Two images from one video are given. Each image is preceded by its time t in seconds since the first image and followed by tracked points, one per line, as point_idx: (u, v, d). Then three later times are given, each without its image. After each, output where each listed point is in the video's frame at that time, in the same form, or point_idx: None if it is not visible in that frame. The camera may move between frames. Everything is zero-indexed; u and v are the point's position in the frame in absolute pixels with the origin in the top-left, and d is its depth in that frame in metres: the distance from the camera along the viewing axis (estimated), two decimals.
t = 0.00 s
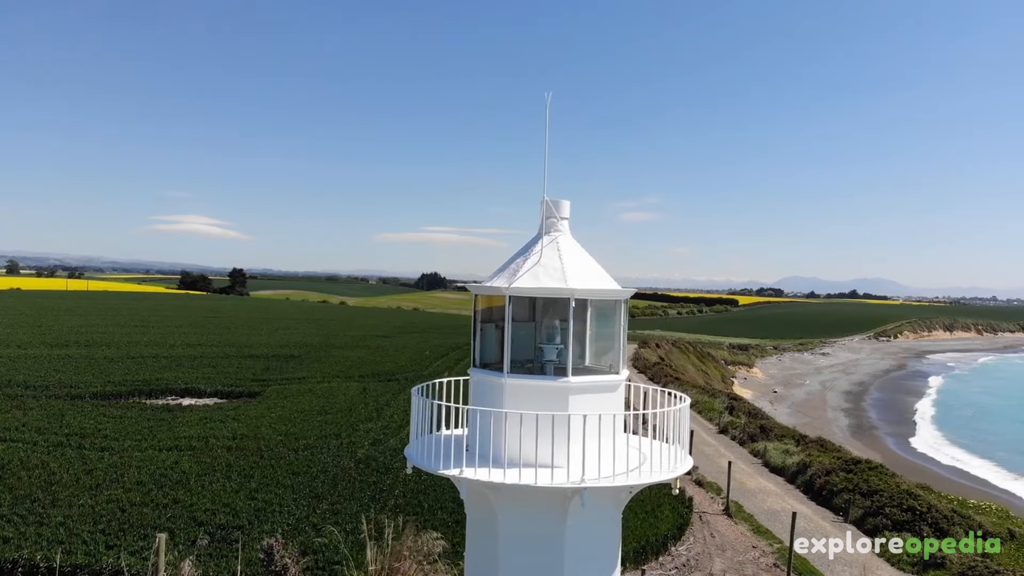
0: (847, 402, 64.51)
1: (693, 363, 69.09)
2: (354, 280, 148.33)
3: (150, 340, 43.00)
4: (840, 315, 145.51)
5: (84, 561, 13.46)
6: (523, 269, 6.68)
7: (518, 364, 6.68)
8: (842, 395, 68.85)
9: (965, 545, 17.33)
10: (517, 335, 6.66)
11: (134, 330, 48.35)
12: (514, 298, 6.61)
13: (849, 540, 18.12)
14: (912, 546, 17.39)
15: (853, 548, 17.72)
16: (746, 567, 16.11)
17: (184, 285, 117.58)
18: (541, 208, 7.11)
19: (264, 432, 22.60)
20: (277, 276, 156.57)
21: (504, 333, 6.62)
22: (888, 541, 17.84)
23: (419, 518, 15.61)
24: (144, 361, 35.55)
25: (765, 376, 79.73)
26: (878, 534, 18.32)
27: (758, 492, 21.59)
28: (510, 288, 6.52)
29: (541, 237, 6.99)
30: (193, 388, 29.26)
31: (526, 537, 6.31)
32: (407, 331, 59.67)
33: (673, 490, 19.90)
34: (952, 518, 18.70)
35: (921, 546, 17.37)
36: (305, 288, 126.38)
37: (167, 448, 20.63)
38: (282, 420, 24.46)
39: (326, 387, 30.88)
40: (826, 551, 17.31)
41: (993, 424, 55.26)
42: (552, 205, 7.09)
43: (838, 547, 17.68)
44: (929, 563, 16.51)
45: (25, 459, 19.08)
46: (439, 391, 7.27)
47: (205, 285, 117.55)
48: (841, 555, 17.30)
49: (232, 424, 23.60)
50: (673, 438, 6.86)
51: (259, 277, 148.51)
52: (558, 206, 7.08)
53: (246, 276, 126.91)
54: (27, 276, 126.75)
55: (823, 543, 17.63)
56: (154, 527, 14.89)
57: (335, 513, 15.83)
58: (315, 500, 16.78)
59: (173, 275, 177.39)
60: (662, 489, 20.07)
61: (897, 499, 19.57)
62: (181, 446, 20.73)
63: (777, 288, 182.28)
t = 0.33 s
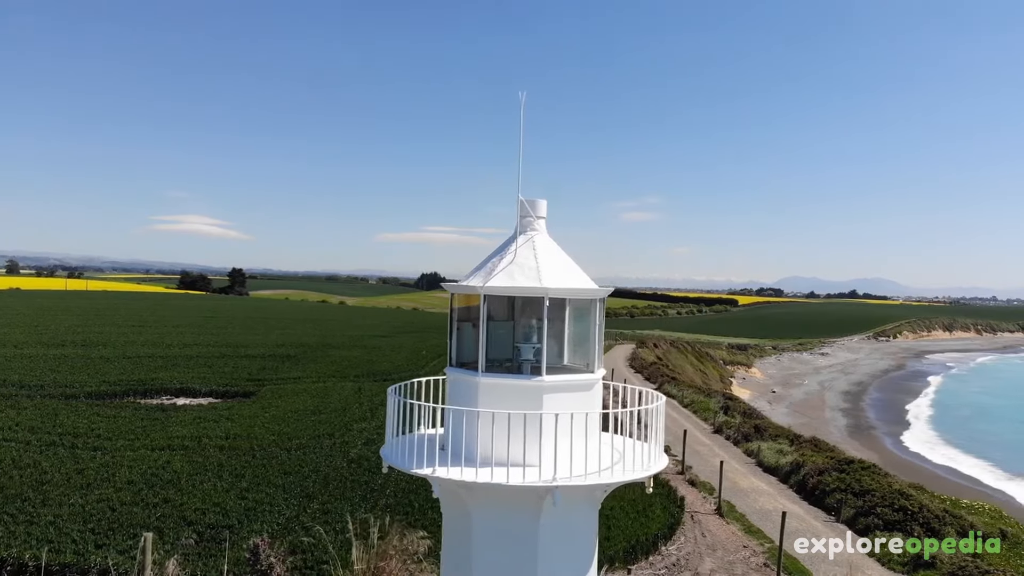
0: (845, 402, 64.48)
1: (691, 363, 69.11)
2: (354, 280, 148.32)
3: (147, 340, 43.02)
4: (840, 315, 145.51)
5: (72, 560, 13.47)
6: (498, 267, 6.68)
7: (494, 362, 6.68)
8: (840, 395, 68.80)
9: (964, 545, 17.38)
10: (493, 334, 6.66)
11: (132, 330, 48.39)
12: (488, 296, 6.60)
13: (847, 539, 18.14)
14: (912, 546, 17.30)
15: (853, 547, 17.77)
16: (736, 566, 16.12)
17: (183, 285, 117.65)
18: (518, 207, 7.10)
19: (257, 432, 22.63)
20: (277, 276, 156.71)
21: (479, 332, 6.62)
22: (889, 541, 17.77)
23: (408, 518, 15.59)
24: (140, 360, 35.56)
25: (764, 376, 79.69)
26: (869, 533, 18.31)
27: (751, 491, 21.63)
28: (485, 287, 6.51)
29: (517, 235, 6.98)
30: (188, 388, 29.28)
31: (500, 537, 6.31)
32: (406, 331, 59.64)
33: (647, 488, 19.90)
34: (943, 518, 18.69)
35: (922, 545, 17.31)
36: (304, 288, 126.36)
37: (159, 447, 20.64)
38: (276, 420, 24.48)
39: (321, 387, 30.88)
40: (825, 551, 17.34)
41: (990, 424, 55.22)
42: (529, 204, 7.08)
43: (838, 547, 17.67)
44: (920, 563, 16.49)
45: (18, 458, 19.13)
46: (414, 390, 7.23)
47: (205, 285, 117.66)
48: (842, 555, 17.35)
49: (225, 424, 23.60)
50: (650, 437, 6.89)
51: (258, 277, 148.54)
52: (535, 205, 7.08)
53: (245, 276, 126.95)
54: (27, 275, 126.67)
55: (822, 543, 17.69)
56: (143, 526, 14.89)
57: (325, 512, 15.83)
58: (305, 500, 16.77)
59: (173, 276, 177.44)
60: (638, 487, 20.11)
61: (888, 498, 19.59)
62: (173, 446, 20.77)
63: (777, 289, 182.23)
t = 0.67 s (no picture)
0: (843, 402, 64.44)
1: (689, 362, 69.10)
2: (354, 279, 148.41)
3: (144, 339, 43.02)
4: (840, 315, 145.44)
5: (60, 558, 13.49)
6: (472, 266, 6.68)
7: (469, 361, 6.68)
8: (838, 395, 68.75)
9: (963, 545, 17.41)
10: (468, 333, 6.66)
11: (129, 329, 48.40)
12: (462, 295, 6.60)
13: (846, 540, 18.09)
14: (912, 546, 17.22)
15: (852, 547, 17.73)
16: (726, 566, 16.12)
17: (183, 285, 117.69)
18: (494, 206, 7.10)
19: (250, 432, 22.65)
20: (277, 276, 156.80)
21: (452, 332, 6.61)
22: (889, 541, 17.66)
23: (397, 517, 15.59)
24: (136, 360, 35.59)
25: (763, 376, 79.64)
26: (860, 533, 18.33)
27: (743, 491, 21.65)
28: (457, 286, 6.50)
29: (493, 234, 6.99)
30: (183, 387, 29.32)
31: (472, 536, 6.33)
32: (405, 330, 59.63)
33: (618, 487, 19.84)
34: (934, 518, 18.68)
35: (922, 545, 17.23)
36: (304, 288, 126.42)
37: (153, 446, 20.70)
38: (269, 419, 24.51)
39: (315, 386, 30.84)
40: (825, 550, 17.35)
41: (988, 424, 55.17)
42: (504, 203, 7.08)
43: (837, 547, 17.64)
44: (910, 563, 16.50)
45: (9, 457, 19.16)
46: (389, 390, 7.20)
47: (205, 285, 117.73)
48: (843, 555, 17.35)
49: (219, 423, 23.63)
50: (625, 436, 7.00)
51: (258, 277, 148.53)
52: (511, 204, 7.08)
53: (245, 276, 126.95)
54: (27, 275, 126.75)
55: (822, 543, 17.69)
56: (133, 525, 14.91)
57: (315, 511, 15.85)
58: (295, 499, 16.76)
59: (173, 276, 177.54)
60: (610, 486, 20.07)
61: (880, 498, 19.61)
62: (166, 445, 20.81)
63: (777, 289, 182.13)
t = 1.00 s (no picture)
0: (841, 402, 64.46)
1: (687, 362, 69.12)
2: (354, 279, 148.45)
3: (141, 339, 43.05)
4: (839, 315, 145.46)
5: (48, 557, 13.49)
6: (446, 265, 6.69)
7: (444, 360, 6.66)
8: (836, 394, 68.78)
9: (965, 546, 17.50)
10: (444, 332, 6.65)
11: (127, 329, 48.44)
12: (434, 295, 6.59)
13: (847, 539, 18.00)
14: (913, 546, 17.22)
15: (852, 547, 17.64)
16: (715, 566, 16.12)
17: (183, 285, 117.78)
18: (468, 205, 7.12)
19: (242, 431, 22.69)
20: (277, 276, 156.80)
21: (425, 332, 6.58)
22: (889, 541, 17.60)
23: (385, 517, 15.58)
24: (132, 360, 35.66)
25: (761, 376, 79.62)
26: (851, 532, 18.33)
27: (735, 490, 21.65)
28: (430, 285, 6.49)
29: (467, 233, 7.00)
30: (177, 387, 29.35)
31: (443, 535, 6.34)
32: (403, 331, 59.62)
33: (597, 486, 19.93)
34: (924, 518, 18.68)
35: (922, 546, 17.25)
36: (304, 288, 126.53)
37: (145, 446, 20.72)
38: (262, 419, 24.54)
39: (310, 386, 30.87)
40: (824, 550, 17.38)
41: (985, 425, 55.17)
42: (478, 202, 7.10)
43: (838, 547, 17.63)
44: (899, 563, 16.50)
45: None
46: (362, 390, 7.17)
47: (204, 285, 117.78)
48: (841, 555, 17.35)
49: (211, 423, 23.66)
50: (600, 433, 7.05)
51: (259, 277, 148.27)
52: (486, 203, 7.10)
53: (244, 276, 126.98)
54: (26, 275, 126.73)
55: (822, 543, 17.71)
56: (121, 524, 14.92)
57: (304, 510, 15.84)
58: (285, 499, 16.74)
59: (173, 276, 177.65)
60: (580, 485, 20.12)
61: (870, 497, 19.63)
62: (158, 444, 20.83)
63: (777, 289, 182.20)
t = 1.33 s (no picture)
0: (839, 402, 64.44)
1: (685, 362, 69.10)
2: (353, 279, 148.52)
3: (136, 339, 43.07)
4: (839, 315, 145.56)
5: (35, 555, 13.51)
6: (417, 264, 6.70)
7: (417, 359, 6.63)
8: (834, 394, 68.80)
9: (965, 546, 17.59)
10: (418, 331, 6.63)
11: (124, 329, 48.47)
12: (405, 294, 6.58)
13: (847, 539, 17.90)
14: (913, 546, 17.26)
15: (852, 547, 17.54)
16: (704, 565, 16.12)
17: (182, 284, 117.82)
18: (442, 205, 7.14)
19: (234, 431, 22.72)
20: (276, 275, 156.88)
21: (394, 331, 6.56)
22: (888, 541, 17.59)
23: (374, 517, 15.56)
24: (127, 359, 35.69)
25: (759, 376, 79.64)
26: (841, 532, 18.31)
27: (727, 490, 21.66)
28: (401, 284, 6.49)
29: (440, 232, 7.01)
30: (171, 387, 29.39)
31: (415, 535, 6.37)
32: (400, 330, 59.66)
33: (588, 486, 19.97)
34: (915, 518, 18.71)
35: (922, 546, 17.30)
36: (303, 288, 126.55)
37: (137, 445, 20.80)
38: (255, 419, 24.55)
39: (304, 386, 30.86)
40: (823, 550, 17.42)
41: (982, 425, 55.17)
42: (452, 202, 7.12)
43: (838, 547, 17.58)
44: (888, 562, 16.49)
45: None
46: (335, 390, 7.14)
47: (203, 284, 117.78)
48: (841, 555, 17.31)
49: (203, 423, 23.68)
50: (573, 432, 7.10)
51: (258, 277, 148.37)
52: (460, 203, 7.12)
53: (242, 276, 127.00)
54: (26, 275, 126.80)
55: (822, 543, 17.74)
56: (109, 523, 14.93)
57: (294, 510, 15.83)
58: (275, 499, 16.71)
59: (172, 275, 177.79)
60: (550, 484, 19.92)
61: (861, 497, 19.63)
62: (149, 444, 20.84)
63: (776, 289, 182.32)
